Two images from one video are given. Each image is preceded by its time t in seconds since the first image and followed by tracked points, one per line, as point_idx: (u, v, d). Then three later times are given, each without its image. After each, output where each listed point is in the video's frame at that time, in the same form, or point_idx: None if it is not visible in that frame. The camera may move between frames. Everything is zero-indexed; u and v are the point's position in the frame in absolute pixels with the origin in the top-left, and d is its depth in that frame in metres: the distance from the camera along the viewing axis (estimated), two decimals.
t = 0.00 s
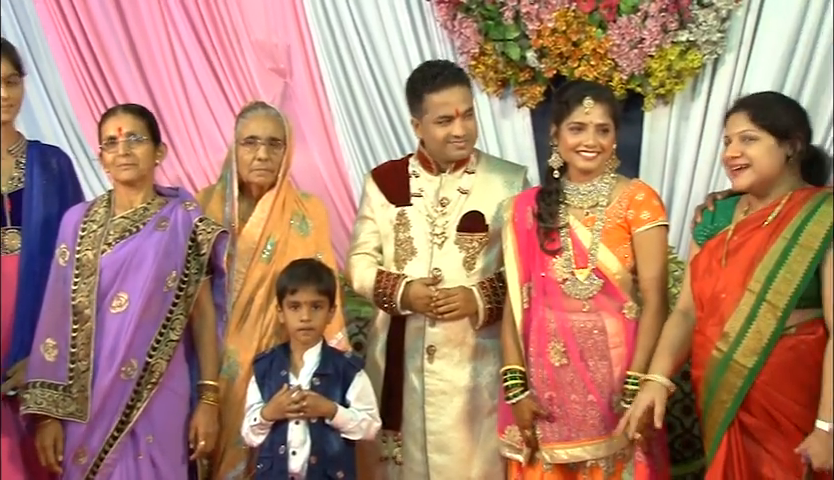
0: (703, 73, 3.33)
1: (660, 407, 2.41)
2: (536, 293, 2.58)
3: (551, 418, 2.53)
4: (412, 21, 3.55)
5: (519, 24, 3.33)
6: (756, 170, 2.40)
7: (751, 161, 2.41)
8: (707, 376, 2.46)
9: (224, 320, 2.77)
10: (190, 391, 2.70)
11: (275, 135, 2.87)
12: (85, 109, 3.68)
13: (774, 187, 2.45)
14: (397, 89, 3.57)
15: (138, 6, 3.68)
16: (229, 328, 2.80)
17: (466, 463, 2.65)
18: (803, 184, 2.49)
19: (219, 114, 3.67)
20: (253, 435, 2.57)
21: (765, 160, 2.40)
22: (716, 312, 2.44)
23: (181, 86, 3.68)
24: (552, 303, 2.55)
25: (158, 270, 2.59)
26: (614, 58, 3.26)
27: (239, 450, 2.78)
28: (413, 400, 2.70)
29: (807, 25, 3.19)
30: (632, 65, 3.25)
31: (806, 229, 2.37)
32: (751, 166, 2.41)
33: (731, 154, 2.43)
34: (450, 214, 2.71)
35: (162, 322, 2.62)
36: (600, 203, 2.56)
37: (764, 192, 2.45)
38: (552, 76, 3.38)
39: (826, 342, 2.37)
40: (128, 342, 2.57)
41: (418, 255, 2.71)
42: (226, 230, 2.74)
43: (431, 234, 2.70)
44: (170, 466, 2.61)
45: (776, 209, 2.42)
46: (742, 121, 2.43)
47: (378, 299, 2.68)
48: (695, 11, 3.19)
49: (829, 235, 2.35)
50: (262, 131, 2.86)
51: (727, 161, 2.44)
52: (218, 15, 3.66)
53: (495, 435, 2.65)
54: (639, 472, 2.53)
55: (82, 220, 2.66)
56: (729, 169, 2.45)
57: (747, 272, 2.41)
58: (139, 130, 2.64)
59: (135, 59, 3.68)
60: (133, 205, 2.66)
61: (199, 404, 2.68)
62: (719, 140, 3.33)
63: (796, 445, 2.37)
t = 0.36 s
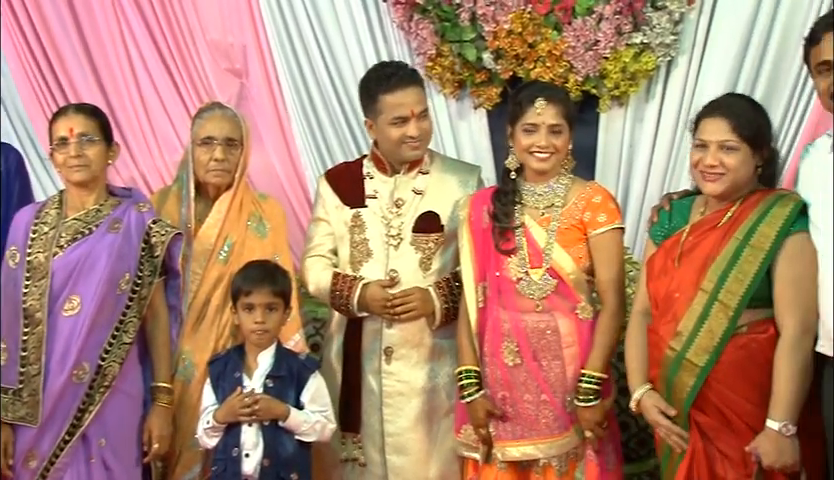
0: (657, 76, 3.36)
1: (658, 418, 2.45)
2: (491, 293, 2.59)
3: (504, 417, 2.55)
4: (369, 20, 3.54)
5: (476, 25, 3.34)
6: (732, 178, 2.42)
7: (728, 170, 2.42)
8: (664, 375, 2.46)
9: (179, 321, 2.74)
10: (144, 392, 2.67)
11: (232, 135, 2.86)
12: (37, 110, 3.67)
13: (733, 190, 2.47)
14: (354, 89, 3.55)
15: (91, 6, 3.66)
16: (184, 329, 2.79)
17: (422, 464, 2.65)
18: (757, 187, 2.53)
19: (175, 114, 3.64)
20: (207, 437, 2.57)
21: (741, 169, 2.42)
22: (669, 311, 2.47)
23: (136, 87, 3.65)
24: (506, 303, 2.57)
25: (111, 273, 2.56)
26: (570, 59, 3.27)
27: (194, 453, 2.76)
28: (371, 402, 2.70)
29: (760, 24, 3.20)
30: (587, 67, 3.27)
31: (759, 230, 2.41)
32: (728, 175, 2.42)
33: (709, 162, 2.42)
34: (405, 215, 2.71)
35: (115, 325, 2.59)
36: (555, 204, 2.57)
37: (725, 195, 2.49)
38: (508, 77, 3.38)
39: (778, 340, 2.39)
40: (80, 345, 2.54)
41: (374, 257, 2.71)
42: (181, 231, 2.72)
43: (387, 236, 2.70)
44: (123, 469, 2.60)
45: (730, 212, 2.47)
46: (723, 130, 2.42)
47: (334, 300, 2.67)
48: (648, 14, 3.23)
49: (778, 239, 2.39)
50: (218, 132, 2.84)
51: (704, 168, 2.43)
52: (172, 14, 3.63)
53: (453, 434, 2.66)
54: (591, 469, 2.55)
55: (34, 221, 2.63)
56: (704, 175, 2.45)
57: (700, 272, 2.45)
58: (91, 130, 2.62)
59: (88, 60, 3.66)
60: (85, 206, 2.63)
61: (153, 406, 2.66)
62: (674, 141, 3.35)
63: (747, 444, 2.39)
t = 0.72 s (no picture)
0: (617, 77, 3.38)
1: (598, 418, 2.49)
2: (452, 295, 2.60)
3: (465, 419, 2.55)
4: (330, 21, 3.53)
5: (437, 27, 3.35)
6: (691, 179, 2.44)
7: (687, 172, 2.44)
8: (625, 372, 2.50)
9: (137, 323, 2.72)
10: (101, 394, 2.65)
11: (191, 136, 2.84)
12: None
13: (695, 193, 2.49)
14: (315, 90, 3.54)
15: (50, 7, 3.65)
16: (143, 330, 2.76)
17: (380, 465, 2.65)
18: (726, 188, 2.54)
19: (135, 114, 3.61)
20: (165, 439, 2.55)
21: (701, 171, 2.44)
22: (634, 309, 2.50)
23: (95, 87, 3.62)
24: (467, 303, 2.58)
25: (68, 274, 2.54)
26: (530, 61, 3.29)
27: (152, 454, 2.73)
28: (330, 403, 2.69)
29: (718, 25, 3.23)
30: (547, 69, 3.28)
31: (722, 232, 2.43)
32: (688, 176, 2.44)
33: (667, 163, 2.45)
34: (363, 216, 2.70)
35: (71, 327, 2.57)
36: (514, 206, 2.59)
37: (692, 197, 2.51)
38: (470, 79, 3.39)
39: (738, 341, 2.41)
40: (36, 347, 2.51)
41: (332, 258, 2.70)
42: (138, 232, 2.70)
43: (345, 236, 2.70)
44: (80, 472, 2.57)
45: (696, 213, 2.49)
46: (679, 132, 2.45)
47: (292, 302, 2.67)
48: (608, 16, 3.25)
49: (741, 239, 2.41)
50: (178, 132, 2.82)
51: (663, 170, 2.47)
52: (132, 14, 3.62)
53: (412, 436, 2.65)
54: (552, 469, 2.56)
55: None
56: (665, 178, 2.48)
57: (664, 271, 2.47)
58: (47, 130, 2.59)
59: (47, 60, 3.65)
60: (42, 207, 2.60)
61: (110, 408, 2.63)
62: (635, 142, 3.37)
63: (707, 443, 2.41)
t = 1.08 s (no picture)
0: (578, 79, 3.40)
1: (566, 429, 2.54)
2: (415, 295, 2.60)
3: (427, 418, 2.56)
4: (292, 21, 3.53)
5: (399, 27, 3.35)
6: (637, 178, 2.49)
7: (633, 170, 2.49)
8: (590, 368, 2.51)
9: (95, 324, 2.71)
10: (59, 396, 2.63)
11: (148, 136, 2.82)
12: None
13: (650, 192, 2.52)
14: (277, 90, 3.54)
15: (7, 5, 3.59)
16: (100, 332, 2.74)
17: (340, 465, 2.65)
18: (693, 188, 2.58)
19: (94, 114, 3.59)
20: (125, 442, 2.53)
21: (646, 169, 2.48)
22: (600, 306, 2.52)
23: (54, 86, 3.59)
24: (430, 304, 2.58)
25: (24, 274, 2.50)
26: (492, 62, 3.30)
27: (110, 457, 2.71)
28: (289, 403, 2.69)
29: (677, 27, 3.26)
30: (509, 70, 3.29)
31: (687, 228, 2.44)
32: (634, 175, 2.49)
33: (616, 162, 2.51)
34: (321, 216, 2.71)
35: (28, 328, 2.53)
36: (477, 206, 2.59)
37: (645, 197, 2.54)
38: (432, 79, 3.40)
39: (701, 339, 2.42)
40: None
41: (291, 258, 2.70)
42: (96, 233, 2.68)
43: (303, 236, 2.69)
44: (38, 475, 2.54)
45: (663, 212, 2.50)
46: (625, 131, 2.51)
47: (250, 304, 2.66)
48: (570, 18, 3.27)
49: (704, 238, 2.42)
50: (134, 132, 2.80)
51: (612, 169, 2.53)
52: (92, 13, 3.59)
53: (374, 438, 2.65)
54: (515, 468, 2.57)
55: None
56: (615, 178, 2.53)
57: (629, 269, 2.48)
58: (3, 129, 2.51)
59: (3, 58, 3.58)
60: None
61: (68, 410, 2.62)
62: (596, 142, 3.39)
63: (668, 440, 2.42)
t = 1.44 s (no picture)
0: (538, 80, 3.42)
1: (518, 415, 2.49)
2: (377, 297, 2.60)
3: (391, 419, 2.55)
4: (252, 21, 3.51)
5: (360, 28, 3.35)
6: (594, 175, 2.51)
7: (590, 167, 2.51)
8: (551, 368, 2.51)
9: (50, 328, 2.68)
10: (16, 401, 2.61)
11: (104, 138, 2.79)
12: None
13: (607, 191, 2.54)
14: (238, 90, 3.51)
15: None
16: (55, 336, 2.71)
17: (301, 467, 2.66)
18: (651, 187, 2.57)
19: (52, 117, 3.56)
20: (84, 448, 2.50)
21: (602, 167, 2.50)
22: (561, 306, 2.52)
23: (11, 90, 3.57)
24: (393, 305, 2.58)
25: None
26: (453, 63, 3.31)
27: (67, 462, 2.66)
28: (247, 406, 2.69)
29: (636, 28, 3.28)
30: (470, 71, 3.31)
31: (646, 228, 2.46)
32: (591, 172, 2.51)
33: (575, 159, 2.54)
34: (276, 219, 2.72)
35: None
36: (439, 207, 2.60)
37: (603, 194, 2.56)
38: (393, 81, 3.40)
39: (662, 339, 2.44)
40: None
41: (247, 262, 2.69)
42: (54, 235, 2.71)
43: (259, 240, 2.70)
44: None
45: (622, 214, 2.51)
46: (584, 128, 2.54)
47: (207, 308, 2.66)
48: (530, 19, 3.28)
49: (663, 237, 2.44)
50: (90, 134, 2.77)
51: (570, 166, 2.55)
52: (49, 15, 3.56)
53: (333, 441, 2.65)
54: (480, 468, 2.58)
55: None
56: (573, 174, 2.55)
57: (590, 269, 2.49)
58: None
59: None
60: None
61: (24, 415, 2.59)
62: (556, 143, 3.41)
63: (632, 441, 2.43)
